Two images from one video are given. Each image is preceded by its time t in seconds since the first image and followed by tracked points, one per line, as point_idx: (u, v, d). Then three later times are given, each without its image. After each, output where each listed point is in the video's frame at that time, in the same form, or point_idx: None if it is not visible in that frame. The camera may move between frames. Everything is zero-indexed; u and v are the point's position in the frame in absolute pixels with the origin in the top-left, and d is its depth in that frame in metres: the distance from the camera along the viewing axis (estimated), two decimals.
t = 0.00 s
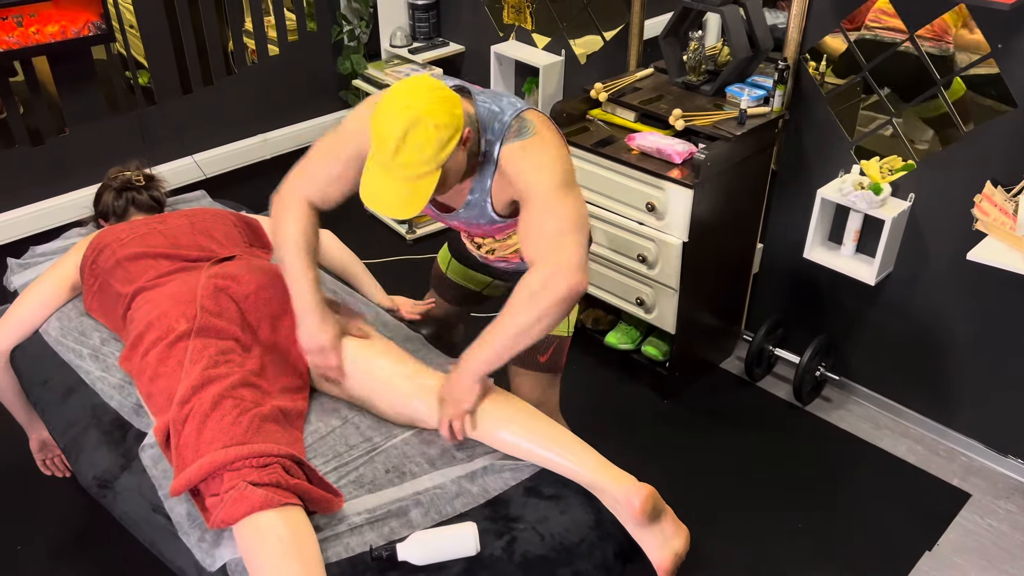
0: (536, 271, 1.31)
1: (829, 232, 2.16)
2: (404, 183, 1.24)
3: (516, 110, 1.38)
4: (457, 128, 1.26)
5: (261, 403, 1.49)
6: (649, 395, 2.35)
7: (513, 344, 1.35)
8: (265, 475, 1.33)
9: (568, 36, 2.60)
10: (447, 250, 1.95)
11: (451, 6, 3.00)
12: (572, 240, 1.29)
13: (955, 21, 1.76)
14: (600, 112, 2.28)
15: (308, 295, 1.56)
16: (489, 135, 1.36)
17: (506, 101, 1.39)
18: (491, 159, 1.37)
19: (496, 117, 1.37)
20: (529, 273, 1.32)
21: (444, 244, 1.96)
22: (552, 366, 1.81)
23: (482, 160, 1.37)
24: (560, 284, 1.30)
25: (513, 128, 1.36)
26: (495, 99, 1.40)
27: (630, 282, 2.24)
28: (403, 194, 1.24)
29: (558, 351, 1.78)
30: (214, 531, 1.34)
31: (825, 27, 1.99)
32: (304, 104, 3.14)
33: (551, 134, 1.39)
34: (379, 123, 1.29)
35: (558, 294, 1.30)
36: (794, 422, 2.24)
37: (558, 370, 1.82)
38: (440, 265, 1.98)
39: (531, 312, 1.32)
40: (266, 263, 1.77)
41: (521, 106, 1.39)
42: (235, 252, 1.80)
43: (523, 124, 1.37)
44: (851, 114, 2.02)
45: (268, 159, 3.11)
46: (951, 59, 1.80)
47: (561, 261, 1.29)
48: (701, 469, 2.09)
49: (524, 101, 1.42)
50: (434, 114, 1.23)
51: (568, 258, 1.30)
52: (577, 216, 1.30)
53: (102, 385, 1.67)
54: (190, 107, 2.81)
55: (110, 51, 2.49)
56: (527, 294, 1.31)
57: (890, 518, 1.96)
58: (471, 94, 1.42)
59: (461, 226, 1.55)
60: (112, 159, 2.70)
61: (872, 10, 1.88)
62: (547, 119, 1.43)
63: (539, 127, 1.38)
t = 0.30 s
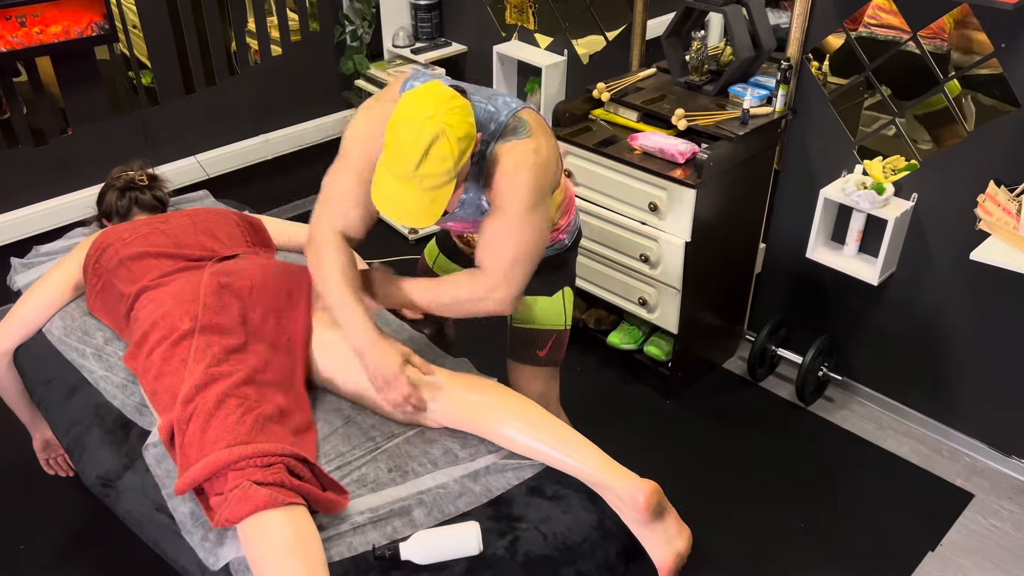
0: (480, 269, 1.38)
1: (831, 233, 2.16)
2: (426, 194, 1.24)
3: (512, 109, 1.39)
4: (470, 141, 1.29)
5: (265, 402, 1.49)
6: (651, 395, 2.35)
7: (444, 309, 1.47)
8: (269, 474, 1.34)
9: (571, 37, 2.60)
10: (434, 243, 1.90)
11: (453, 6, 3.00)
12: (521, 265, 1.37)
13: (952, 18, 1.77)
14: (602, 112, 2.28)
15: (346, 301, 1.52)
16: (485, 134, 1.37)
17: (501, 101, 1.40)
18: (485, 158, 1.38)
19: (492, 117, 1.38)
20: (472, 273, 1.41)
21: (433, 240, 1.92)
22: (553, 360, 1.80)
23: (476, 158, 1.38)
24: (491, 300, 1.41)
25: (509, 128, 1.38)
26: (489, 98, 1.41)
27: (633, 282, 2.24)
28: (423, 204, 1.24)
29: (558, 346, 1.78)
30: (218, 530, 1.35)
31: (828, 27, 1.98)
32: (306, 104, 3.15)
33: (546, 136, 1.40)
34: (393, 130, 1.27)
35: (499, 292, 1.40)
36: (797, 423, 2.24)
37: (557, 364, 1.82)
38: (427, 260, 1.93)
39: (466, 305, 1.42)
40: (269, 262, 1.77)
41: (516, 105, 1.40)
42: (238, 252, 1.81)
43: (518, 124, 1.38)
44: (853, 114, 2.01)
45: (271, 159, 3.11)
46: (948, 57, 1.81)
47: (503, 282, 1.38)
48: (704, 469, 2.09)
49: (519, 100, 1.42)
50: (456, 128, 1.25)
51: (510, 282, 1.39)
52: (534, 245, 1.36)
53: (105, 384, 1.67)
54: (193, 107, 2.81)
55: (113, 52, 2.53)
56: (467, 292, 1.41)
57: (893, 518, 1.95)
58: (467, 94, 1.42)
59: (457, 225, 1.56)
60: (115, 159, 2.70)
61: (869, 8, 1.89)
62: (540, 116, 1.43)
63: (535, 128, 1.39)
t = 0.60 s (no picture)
0: (514, 278, 1.32)
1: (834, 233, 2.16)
2: (448, 188, 1.23)
3: (523, 104, 1.36)
4: (492, 137, 1.28)
5: (264, 402, 1.49)
6: (654, 395, 2.35)
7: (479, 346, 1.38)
8: (268, 475, 1.34)
9: (573, 37, 2.60)
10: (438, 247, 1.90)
11: (455, 6, 3.00)
12: (556, 253, 1.31)
13: (955, 18, 1.76)
14: (604, 112, 2.28)
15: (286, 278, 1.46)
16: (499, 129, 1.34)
17: (513, 96, 1.38)
18: (499, 153, 1.34)
19: (506, 111, 1.35)
20: (507, 280, 1.34)
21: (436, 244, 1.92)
22: (558, 360, 1.80)
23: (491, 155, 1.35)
24: (536, 297, 1.32)
25: (521, 123, 1.35)
26: (502, 94, 1.38)
27: (635, 282, 2.23)
28: (445, 200, 1.23)
29: (564, 346, 1.78)
30: (220, 531, 1.35)
31: (830, 27, 1.98)
32: (308, 104, 3.15)
33: (558, 130, 1.39)
34: (415, 125, 1.26)
35: (531, 301, 1.33)
36: (799, 423, 2.24)
37: (563, 364, 1.82)
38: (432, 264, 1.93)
39: (506, 314, 1.34)
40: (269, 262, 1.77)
41: (528, 100, 1.38)
42: (238, 252, 1.81)
43: (531, 119, 1.36)
44: (856, 114, 2.01)
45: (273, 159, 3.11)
46: (951, 56, 1.80)
47: (542, 273, 1.31)
48: (707, 469, 2.09)
49: (529, 96, 1.40)
50: (481, 124, 1.25)
51: (551, 270, 1.31)
52: (567, 227, 1.31)
53: (107, 385, 1.67)
54: (195, 107, 2.81)
55: (116, 52, 2.53)
56: (507, 299, 1.33)
57: (895, 518, 1.95)
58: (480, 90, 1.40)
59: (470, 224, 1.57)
60: (117, 159, 2.70)
61: (872, 7, 1.88)
62: (550, 113, 1.42)
63: (547, 123, 1.38)
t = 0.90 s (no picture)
0: (549, 264, 1.34)
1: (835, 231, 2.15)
2: (451, 186, 1.22)
3: (524, 99, 1.36)
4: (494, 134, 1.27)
5: (268, 400, 1.48)
6: (654, 394, 2.35)
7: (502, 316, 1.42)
8: (273, 472, 1.33)
9: (573, 34, 2.59)
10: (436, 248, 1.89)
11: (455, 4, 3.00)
12: (585, 242, 1.33)
13: (956, 15, 1.76)
14: (605, 109, 2.27)
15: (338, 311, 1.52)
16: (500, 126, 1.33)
17: (513, 91, 1.37)
18: (504, 149, 1.34)
19: (506, 107, 1.34)
20: (540, 264, 1.36)
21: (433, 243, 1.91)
22: (557, 361, 1.80)
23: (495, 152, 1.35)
24: (574, 280, 1.35)
25: (522, 118, 1.35)
26: (501, 90, 1.38)
27: (635, 280, 2.23)
28: (448, 197, 1.23)
29: (563, 347, 1.77)
30: (220, 529, 1.34)
31: (831, 24, 1.98)
32: (308, 102, 3.15)
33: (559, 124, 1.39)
34: (416, 122, 1.25)
35: (570, 285, 1.36)
36: (799, 420, 2.23)
37: (562, 366, 1.81)
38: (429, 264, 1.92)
39: (544, 293, 1.37)
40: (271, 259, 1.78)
41: (527, 96, 1.38)
42: (241, 249, 1.81)
43: (532, 114, 1.36)
44: (857, 111, 2.00)
45: (273, 157, 3.11)
46: (954, 54, 1.80)
47: (575, 260, 1.34)
48: (707, 467, 2.09)
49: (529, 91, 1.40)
50: (484, 121, 1.23)
51: (584, 260, 1.34)
52: (591, 216, 1.33)
53: (107, 383, 1.67)
54: (194, 105, 2.81)
55: (115, 50, 2.53)
56: (543, 281, 1.35)
57: (896, 516, 1.95)
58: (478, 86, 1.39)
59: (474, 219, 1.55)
60: (117, 157, 2.70)
61: (874, 5, 1.88)
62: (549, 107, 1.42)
63: (548, 118, 1.37)
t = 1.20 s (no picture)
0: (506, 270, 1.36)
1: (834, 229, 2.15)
2: (445, 199, 1.22)
3: (521, 106, 1.36)
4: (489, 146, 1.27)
5: (262, 400, 1.48)
6: (654, 392, 2.34)
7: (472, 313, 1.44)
8: (266, 473, 1.33)
9: (572, 32, 2.59)
10: (435, 243, 1.90)
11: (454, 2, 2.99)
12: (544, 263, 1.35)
13: (954, 13, 1.76)
14: (603, 107, 2.27)
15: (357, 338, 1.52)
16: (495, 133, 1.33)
17: (510, 97, 1.37)
18: (496, 156, 1.34)
19: (502, 113, 1.34)
20: (500, 270, 1.38)
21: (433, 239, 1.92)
22: (556, 358, 1.80)
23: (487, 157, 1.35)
24: (525, 295, 1.38)
25: (518, 125, 1.34)
26: (499, 95, 1.37)
27: (634, 278, 2.23)
28: (442, 208, 1.23)
29: (563, 344, 1.77)
30: (216, 529, 1.34)
31: (830, 22, 1.97)
32: (307, 100, 3.14)
33: (555, 132, 1.37)
34: (414, 134, 1.25)
35: (521, 297, 1.38)
36: (798, 419, 2.23)
37: (562, 363, 1.81)
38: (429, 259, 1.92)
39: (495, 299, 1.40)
40: (266, 258, 1.77)
41: (525, 101, 1.37)
42: (236, 248, 1.80)
43: (528, 120, 1.35)
44: (855, 109, 2.00)
45: (272, 156, 3.11)
46: (951, 51, 1.80)
47: (530, 276, 1.35)
48: (707, 466, 2.09)
49: (527, 96, 1.39)
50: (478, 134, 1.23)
51: (540, 274, 1.36)
52: (555, 240, 1.33)
53: (105, 382, 1.67)
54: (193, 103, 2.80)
55: (113, 49, 2.52)
56: (497, 288, 1.38)
57: (895, 515, 1.95)
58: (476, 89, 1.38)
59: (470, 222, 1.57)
60: (115, 156, 2.70)
61: (872, 3, 1.87)
62: (550, 113, 1.41)
63: (545, 124, 1.36)
